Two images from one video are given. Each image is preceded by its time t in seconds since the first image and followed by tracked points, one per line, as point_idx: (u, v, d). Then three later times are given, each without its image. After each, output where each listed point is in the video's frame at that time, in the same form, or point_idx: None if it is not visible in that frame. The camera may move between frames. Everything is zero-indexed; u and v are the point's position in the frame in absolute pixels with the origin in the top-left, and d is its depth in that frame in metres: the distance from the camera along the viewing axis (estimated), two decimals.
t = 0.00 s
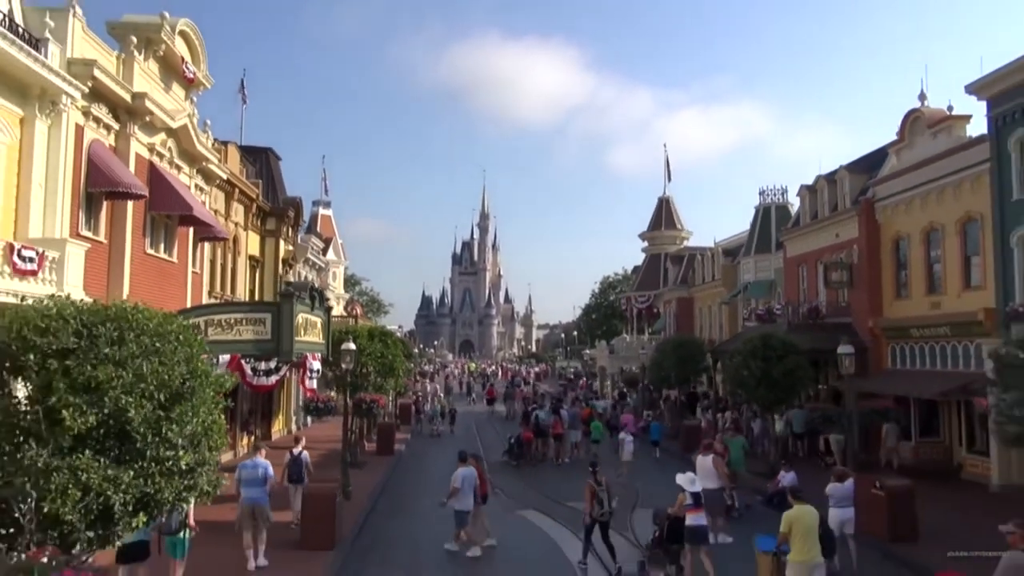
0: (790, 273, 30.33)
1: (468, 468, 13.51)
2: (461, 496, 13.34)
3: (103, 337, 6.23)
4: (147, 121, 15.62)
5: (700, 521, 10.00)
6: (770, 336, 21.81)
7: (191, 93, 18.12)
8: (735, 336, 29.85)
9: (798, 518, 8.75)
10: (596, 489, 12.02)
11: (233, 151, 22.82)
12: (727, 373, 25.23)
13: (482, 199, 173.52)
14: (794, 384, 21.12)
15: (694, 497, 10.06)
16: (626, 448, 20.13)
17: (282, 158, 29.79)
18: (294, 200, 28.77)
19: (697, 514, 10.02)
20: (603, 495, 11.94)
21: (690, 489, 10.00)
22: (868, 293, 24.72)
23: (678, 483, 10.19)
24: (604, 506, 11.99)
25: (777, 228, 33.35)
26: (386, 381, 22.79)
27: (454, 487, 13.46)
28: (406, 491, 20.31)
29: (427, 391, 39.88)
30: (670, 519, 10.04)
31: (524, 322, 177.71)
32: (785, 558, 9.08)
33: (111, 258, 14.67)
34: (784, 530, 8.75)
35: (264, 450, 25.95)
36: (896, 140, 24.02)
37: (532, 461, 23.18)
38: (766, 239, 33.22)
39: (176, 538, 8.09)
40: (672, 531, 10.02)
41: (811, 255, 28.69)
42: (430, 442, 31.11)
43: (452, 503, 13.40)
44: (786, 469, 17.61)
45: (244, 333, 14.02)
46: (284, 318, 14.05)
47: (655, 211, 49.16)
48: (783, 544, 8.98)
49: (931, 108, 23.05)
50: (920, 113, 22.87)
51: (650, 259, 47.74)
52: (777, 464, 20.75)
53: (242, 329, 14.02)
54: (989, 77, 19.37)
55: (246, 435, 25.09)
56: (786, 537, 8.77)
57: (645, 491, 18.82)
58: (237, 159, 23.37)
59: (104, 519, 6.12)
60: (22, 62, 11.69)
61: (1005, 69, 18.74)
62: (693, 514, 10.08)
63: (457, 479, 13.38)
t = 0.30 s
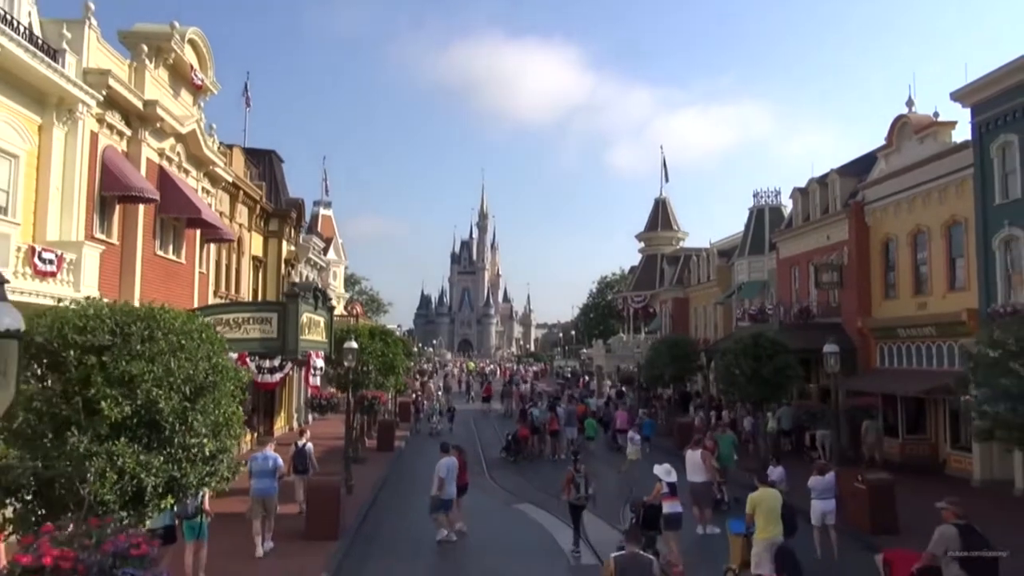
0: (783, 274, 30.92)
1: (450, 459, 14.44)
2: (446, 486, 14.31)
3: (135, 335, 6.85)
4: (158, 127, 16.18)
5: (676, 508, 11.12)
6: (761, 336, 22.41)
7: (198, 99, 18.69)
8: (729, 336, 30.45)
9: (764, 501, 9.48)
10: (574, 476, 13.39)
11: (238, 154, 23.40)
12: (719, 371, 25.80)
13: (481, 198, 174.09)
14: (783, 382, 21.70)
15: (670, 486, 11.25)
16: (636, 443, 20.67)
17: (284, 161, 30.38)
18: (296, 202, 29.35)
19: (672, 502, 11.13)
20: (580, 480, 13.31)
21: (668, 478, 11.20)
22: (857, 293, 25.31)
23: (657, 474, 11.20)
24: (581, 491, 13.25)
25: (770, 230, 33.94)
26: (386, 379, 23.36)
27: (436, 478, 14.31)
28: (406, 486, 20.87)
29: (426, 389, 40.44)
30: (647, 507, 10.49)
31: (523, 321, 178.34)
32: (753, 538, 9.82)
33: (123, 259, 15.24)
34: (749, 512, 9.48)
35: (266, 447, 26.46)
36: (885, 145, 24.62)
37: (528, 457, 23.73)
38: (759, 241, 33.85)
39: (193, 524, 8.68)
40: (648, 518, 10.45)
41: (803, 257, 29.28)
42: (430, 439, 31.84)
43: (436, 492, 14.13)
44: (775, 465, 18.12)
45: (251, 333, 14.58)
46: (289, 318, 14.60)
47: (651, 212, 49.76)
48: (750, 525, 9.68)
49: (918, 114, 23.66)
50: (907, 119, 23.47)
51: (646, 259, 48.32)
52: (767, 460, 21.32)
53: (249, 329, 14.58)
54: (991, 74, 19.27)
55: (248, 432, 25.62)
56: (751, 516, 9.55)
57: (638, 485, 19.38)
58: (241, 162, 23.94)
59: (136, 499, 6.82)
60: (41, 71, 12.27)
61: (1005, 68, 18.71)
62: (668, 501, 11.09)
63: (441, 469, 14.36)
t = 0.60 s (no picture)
0: (775, 274, 31.54)
1: (433, 455, 15.22)
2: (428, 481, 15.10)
3: (161, 336, 7.43)
4: (165, 136, 16.75)
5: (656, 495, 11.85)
6: (751, 335, 23.02)
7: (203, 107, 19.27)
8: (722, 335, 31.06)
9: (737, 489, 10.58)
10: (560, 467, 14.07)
11: (241, 159, 23.98)
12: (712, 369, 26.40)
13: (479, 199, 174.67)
14: (773, 379, 22.31)
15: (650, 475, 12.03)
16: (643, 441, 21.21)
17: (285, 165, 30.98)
18: (297, 205, 29.94)
19: (651, 489, 11.80)
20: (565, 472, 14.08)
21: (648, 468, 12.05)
22: (847, 293, 25.92)
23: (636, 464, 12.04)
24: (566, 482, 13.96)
25: (763, 230, 34.57)
26: (387, 378, 23.93)
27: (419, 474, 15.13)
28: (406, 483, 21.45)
29: (425, 388, 41.05)
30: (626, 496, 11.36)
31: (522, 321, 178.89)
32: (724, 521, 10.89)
33: (133, 263, 15.80)
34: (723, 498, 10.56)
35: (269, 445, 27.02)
36: (872, 148, 25.23)
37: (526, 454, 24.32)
38: (752, 242, 34.47)
39: (210, 513, 9.31)
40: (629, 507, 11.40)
41: (794, 257, 29.90)
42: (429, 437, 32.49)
43: (418, 488, 14.92)
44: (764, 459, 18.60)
45: (257, 334, 15.15)
46: (294, 320, 15.16)
47: (647, 213, 50.38)
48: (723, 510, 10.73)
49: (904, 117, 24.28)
50: (893, 122, 24.09)
51: (642, 259, 48.94)
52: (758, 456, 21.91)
53: (255, 330, 15.15)
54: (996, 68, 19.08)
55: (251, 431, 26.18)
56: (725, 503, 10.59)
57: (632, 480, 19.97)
58: (244, 167, 24.53)
59: (164, 487, 7.41)
60: (56, 85, 12.81)
61: (1007, 63, 18.57)
62: (648, 489, 11.80)
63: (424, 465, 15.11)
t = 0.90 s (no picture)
0: (768, 276, 32.18)
1: (417, 449, 15.81)
2: (410, 474, 15.84)
3: (183, 338, 8.03)
4: (174, 144, 17.32)
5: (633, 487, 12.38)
6: (743, 336, 23.62)
7: (210, 115, 19.85)
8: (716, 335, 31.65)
9: (712, 478, 10.92)
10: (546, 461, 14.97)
11: (244, 164, 24.59)
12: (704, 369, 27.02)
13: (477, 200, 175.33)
14: (763, 379, 22.93)
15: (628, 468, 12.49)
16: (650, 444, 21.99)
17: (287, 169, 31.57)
18: (299, 208, 30.55)
19: (630, 482, 12.35)
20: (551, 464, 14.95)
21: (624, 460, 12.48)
22: (836, 295, 26.57)
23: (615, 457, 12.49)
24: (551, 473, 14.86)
25: (756, 233, 35.23)
26: (388, 378, 24.56)
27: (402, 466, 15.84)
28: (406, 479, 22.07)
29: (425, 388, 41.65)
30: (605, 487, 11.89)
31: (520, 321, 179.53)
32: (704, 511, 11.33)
33: (144, 266, 16.38)
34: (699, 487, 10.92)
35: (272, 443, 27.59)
36: (861, 153, 25.87)
37: (523, 452, 24.94)
38: (746, 244, 35.12)
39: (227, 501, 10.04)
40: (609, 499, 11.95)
41: (786, 259, 30.55)
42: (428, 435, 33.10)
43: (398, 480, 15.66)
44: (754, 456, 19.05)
45: (263, 335, 15.76)
46: (298, 321, 15.76)
47: (643, 215, 51.03)
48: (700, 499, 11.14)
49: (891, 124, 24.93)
50: (881, 129, 24.74)
51: (638, 261, 49.59)
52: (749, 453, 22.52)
53: (261, 331, 15.76)
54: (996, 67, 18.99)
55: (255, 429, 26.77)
56: (702, 492, 10.99)
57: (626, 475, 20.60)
58: (248, 172, 25.15)
59: (185, 477, 8.00)
60: (72, 97, 13.32)
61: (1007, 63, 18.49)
62: (626, 482, 12.39)
63: (407, 458, 15.79)
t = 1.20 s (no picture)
0: (762, 278, 32.79)
1: (403, 446, 16.53)
2: (395, 468, 16.57)
3: (204, 339, 8.64)
4: (182, 151, 17.89)
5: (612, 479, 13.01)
6: (735, 336, 24.22)
7: (217, 122, 20.43)
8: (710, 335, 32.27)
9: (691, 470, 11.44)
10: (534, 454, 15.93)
11: (249, 169, 25.17)
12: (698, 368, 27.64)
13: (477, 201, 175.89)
14: (755, 378, 23.53)
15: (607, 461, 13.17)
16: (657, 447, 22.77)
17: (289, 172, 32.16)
18: (302, 211, 31.14)
19: (609, 474, 12.97)
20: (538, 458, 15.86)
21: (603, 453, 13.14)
22: (827, 296, 27.20)
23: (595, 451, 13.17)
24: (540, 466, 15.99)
25: (750, 235, 35.84)
26: (389, 378, 25.16)
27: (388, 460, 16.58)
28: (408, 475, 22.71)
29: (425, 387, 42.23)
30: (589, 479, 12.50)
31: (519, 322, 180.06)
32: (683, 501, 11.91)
33: (154, 271, 16.98)
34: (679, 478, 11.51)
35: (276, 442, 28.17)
36: (851, 157, 26.49)
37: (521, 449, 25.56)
38: (740, 245, 35.73)
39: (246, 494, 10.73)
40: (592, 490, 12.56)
41: (779, 261, 31.17)
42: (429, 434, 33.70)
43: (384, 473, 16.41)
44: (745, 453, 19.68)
45: (270, 336, 16.35)
46: (303, 322, 16.34)
47: (640, 216, 51.63)
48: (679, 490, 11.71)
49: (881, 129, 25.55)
50: (870, 134, 25.36)
51: (636, 262, 50.18)
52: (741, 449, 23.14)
53: (268, 333, 16.36)
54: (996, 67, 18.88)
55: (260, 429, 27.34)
56: (682, 483, 11.56)
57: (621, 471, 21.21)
58: (252, 177, 25.74)
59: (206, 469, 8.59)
60: (88, 108, 13.83)
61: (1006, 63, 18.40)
62: (605, 474, 12.99)
63: (394, 454, 16.53)
